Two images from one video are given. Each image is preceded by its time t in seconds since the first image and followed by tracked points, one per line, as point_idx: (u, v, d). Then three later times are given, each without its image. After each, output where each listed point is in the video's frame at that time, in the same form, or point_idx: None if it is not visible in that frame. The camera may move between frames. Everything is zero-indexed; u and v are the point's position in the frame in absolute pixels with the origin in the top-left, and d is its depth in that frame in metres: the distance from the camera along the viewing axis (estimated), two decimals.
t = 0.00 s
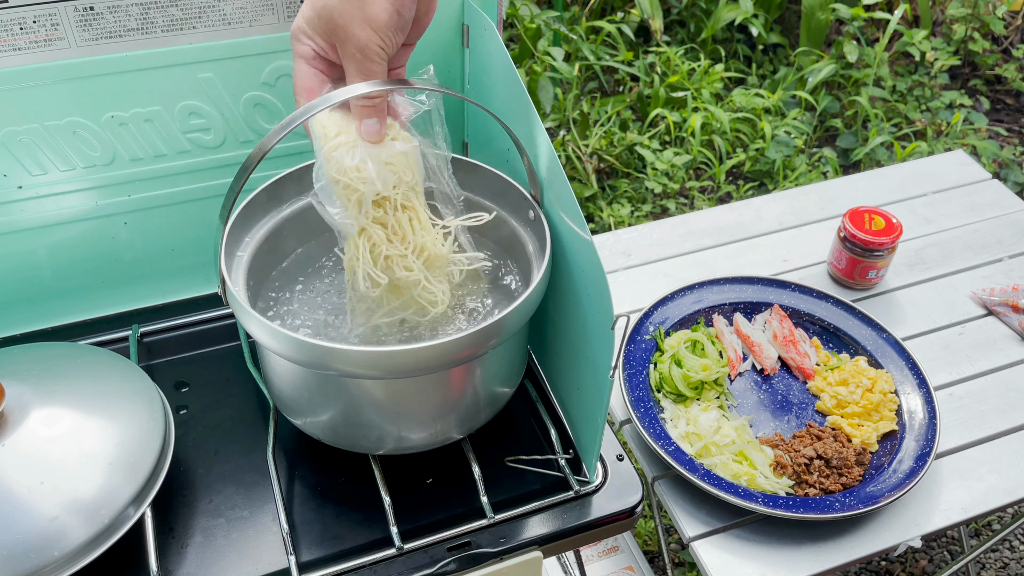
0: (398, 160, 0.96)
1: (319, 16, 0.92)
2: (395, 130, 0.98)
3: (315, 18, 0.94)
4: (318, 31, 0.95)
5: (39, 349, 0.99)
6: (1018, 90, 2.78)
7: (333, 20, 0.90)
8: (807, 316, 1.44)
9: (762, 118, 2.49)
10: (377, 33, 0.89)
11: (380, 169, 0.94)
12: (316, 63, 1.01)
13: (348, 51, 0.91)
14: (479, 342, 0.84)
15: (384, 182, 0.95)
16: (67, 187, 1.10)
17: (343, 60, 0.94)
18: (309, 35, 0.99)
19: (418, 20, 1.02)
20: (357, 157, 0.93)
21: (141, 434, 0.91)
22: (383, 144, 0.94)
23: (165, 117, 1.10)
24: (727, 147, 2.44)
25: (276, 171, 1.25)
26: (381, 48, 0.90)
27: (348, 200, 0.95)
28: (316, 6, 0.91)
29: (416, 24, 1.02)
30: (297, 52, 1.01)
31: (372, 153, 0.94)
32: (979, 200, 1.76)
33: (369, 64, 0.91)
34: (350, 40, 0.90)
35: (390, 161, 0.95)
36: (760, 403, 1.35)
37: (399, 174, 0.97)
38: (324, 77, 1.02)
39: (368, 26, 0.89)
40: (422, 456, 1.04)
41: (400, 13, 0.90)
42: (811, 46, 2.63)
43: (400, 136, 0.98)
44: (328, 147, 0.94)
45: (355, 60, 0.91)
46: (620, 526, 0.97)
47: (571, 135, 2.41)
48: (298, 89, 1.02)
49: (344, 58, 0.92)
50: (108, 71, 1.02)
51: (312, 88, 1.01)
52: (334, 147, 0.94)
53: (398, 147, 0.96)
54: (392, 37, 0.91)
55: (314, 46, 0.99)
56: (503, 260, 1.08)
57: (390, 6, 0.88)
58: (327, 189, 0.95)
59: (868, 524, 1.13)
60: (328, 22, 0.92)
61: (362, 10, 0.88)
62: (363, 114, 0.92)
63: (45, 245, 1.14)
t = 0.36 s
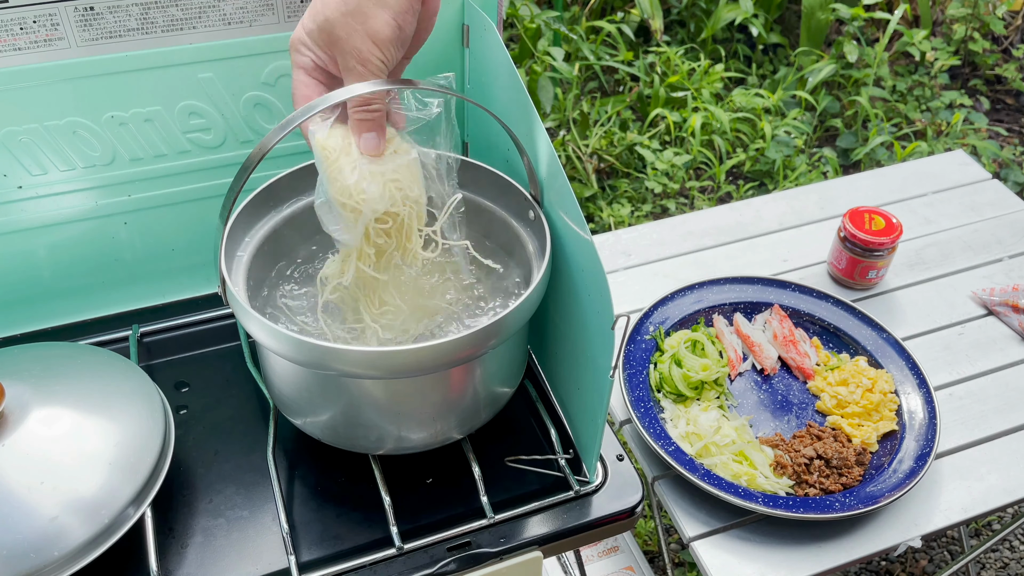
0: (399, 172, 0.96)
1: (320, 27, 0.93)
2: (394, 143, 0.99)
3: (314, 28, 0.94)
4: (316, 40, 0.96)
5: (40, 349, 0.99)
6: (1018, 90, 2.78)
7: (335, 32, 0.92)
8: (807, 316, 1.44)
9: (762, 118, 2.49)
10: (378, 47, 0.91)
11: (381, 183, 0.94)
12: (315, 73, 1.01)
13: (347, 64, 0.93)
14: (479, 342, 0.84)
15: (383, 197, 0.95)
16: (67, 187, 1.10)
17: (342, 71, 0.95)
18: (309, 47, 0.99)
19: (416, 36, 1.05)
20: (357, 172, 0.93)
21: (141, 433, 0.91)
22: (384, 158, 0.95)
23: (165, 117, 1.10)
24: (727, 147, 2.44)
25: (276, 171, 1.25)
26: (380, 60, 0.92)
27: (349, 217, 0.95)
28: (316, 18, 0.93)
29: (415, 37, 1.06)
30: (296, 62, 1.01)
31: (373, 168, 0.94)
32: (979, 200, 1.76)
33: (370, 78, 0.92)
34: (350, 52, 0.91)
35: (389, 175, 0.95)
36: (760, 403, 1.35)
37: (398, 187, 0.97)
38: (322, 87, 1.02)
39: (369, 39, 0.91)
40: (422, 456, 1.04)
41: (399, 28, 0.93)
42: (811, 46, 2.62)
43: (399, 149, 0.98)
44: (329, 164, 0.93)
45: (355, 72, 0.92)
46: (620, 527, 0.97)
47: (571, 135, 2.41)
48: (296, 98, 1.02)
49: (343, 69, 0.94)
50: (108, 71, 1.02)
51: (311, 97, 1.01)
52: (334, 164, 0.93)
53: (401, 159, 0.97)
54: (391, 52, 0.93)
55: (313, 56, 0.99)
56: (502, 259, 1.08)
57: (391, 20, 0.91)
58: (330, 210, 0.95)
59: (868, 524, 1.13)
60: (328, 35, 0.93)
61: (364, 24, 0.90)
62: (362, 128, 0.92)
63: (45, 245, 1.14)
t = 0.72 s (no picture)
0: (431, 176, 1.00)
1: (328, 41, 0.94)
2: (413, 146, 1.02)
3: (325, 42, 0.94)
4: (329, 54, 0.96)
5: (39, 349, 0.99)
6: (1018, 90, 2.78)
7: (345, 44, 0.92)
8: (807, 316, 1.44)
9: (762, 118, 2.49)
10: (390, 53, 0.91)
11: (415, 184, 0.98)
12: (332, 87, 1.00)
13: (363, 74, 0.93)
14: (479, 342, 0.84)
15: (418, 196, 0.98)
16: (67, 187, 1.10)
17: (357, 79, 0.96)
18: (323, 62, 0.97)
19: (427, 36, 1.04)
20: (381, 176, 0.96)
21: (141, 433, 0.91)
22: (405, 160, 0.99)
23: (165, 117, 1.10)
24: (727, 147, 2.44)
25: (275, 171, 1.25)
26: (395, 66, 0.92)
27: (383, 221, 0.98)
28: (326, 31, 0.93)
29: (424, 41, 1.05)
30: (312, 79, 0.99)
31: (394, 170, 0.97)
32: (979, 200, 1.76)
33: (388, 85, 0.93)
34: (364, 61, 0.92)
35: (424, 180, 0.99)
36: (760, 402, 1.35)
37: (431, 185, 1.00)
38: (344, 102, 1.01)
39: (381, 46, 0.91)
40: (422, 456, 1.04)
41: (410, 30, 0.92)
42: (811, 46, 2.62)
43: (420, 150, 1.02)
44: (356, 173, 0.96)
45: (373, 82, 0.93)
46: (620, 527, 0.97)
47: (571, 135, 2.41)
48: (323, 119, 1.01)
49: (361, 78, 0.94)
50: (108, 71, 1.02)
51: (336, 115, 1.01)
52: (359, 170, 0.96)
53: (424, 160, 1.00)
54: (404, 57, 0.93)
55: (329, 72, 0.98)
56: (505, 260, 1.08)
57: (401, 24, 0.90)
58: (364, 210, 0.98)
59: (868, 524, 1.13)
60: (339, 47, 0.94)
61: (373, 32, 0.90)
62: (384, 135, 0.95)
63: (45, 245, 1.14)
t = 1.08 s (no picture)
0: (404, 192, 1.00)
1: (320, 43, 0.94)
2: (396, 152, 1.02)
3: (314, 44, 0.95)
4: (317, 55, 0.96)
5: (39, 349, 0.99)
6: (1018, 90, 2.78)
7: (334, 50, 0.93)
8: (807, 316, 1.44)
9: (762, 118, 2.49)
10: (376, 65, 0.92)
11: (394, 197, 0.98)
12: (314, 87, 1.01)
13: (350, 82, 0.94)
14: (479, 343, 0.84)
15: (400, 210, 0.99)
16: (67, 187, 1.10)
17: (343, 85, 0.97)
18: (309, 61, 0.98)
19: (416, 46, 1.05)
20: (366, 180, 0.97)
21: (141, 434, 0.91)
22: (387, 172, 0.98)
23: (165, 117, 1.10)
24: (727, 147, 2.44)
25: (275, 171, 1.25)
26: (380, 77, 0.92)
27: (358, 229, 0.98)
28: (314, 34, 0.93)
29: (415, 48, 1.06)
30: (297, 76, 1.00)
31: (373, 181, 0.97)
32: (979, 200, 1.76)
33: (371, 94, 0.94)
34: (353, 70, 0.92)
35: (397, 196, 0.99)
36: (760, 403, 1.35)
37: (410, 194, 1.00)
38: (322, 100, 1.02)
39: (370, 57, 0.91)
40: (423, 456, 1.04)
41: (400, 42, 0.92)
42: (812, 46, 2.62)
43: (404, 157, 1.02)
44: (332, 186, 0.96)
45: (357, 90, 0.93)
46: (620, 527, 0.97)
47: (571, 135, 2.41)
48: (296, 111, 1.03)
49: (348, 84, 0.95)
50: (108, 71, 1.02)
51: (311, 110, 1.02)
52: (342, 177, 0.96)
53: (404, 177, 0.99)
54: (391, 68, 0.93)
55: (313, 71, 0.99)
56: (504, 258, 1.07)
57: (391, 38, 0.91)
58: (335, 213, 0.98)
59: (868, 524, 1.13)
60: (328, 53, 0.94)
61: (363, 42, 0.91)
62: (367, 144, 0.95)
63: (45, 245, 1.14)
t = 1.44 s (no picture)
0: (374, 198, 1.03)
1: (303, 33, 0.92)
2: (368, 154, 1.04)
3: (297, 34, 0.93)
4: (299, 46, 0.94)
5: (39, 349, 0.99)
6: (1018, 90, 2.78)
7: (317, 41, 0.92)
8: (807, 316, 1.44)
9: (762, 118, 2.49)
10: (361, 63, 0.92)
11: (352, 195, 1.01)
12: (293, 76, 0.98)
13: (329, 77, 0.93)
14: (479, 343, 0.84)
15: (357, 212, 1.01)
16: (67, 187, 1.10)
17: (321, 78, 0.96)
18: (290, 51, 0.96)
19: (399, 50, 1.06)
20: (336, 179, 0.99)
21: (141, 434, 0.91)
22: (356, 171, 1.02)
23: (165, 117, 1.10)
24: (727, 147, 2.44)
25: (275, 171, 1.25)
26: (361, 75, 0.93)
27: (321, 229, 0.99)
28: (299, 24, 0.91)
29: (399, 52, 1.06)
30: (274, 64, 0.97)
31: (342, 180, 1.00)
32: (979, 200, 1.76)
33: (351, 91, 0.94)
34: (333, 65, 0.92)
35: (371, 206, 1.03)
36: (760, 403, 1.35)
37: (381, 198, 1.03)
38: (300, 92, 1.00)
39: (353, 55, 0.91)
40: (423, 456, 1.04)
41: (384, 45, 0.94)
42: (811, 46, 2.62)
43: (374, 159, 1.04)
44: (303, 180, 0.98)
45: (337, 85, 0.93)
46: (620, 527, 0.97)
47: (571, 135, 2.41)
48: (272, 100, 1.00)
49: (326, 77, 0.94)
50: (108, 71, 1.02)
51: (289, 100, 0.99)
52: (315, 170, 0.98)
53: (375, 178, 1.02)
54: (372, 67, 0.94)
55: (293, 60, 0.96)
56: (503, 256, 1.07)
57: (378, 38, 0.92)
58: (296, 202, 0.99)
59: (868, 524, 1.13)
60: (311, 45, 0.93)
61: (350, 40, 0.91)
62: (338, 140, 0.98)
63: (45, 245, 1.14)
